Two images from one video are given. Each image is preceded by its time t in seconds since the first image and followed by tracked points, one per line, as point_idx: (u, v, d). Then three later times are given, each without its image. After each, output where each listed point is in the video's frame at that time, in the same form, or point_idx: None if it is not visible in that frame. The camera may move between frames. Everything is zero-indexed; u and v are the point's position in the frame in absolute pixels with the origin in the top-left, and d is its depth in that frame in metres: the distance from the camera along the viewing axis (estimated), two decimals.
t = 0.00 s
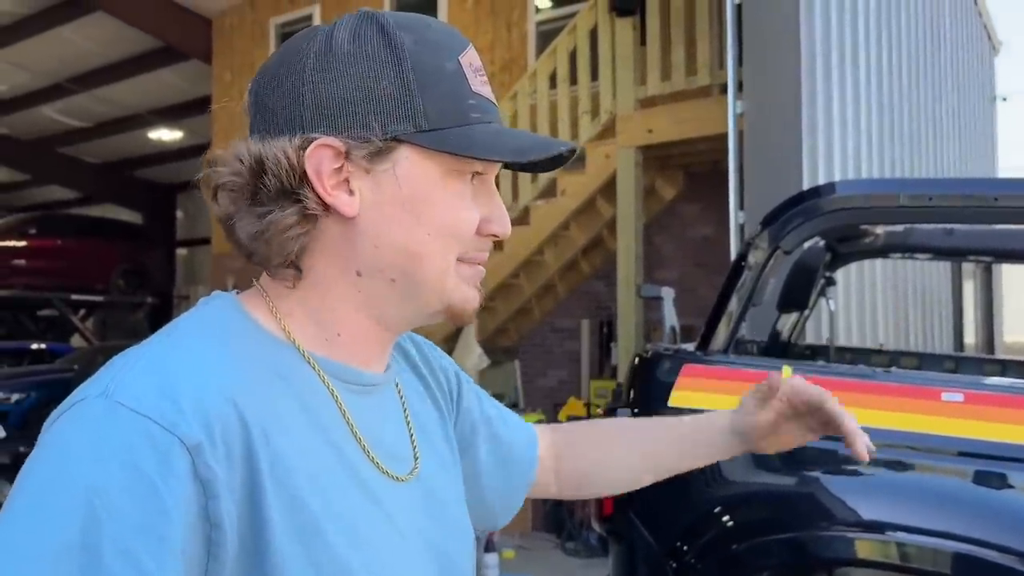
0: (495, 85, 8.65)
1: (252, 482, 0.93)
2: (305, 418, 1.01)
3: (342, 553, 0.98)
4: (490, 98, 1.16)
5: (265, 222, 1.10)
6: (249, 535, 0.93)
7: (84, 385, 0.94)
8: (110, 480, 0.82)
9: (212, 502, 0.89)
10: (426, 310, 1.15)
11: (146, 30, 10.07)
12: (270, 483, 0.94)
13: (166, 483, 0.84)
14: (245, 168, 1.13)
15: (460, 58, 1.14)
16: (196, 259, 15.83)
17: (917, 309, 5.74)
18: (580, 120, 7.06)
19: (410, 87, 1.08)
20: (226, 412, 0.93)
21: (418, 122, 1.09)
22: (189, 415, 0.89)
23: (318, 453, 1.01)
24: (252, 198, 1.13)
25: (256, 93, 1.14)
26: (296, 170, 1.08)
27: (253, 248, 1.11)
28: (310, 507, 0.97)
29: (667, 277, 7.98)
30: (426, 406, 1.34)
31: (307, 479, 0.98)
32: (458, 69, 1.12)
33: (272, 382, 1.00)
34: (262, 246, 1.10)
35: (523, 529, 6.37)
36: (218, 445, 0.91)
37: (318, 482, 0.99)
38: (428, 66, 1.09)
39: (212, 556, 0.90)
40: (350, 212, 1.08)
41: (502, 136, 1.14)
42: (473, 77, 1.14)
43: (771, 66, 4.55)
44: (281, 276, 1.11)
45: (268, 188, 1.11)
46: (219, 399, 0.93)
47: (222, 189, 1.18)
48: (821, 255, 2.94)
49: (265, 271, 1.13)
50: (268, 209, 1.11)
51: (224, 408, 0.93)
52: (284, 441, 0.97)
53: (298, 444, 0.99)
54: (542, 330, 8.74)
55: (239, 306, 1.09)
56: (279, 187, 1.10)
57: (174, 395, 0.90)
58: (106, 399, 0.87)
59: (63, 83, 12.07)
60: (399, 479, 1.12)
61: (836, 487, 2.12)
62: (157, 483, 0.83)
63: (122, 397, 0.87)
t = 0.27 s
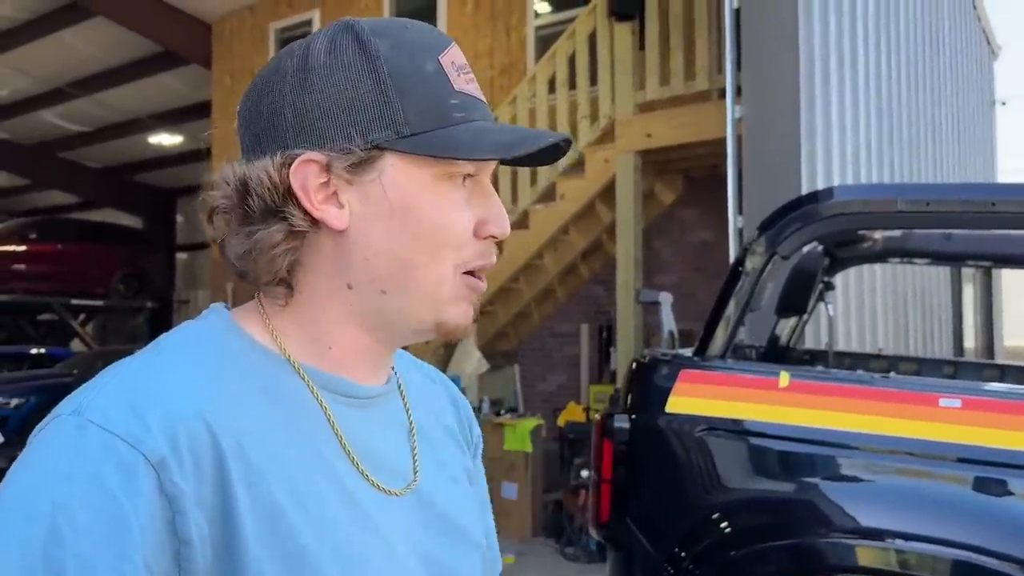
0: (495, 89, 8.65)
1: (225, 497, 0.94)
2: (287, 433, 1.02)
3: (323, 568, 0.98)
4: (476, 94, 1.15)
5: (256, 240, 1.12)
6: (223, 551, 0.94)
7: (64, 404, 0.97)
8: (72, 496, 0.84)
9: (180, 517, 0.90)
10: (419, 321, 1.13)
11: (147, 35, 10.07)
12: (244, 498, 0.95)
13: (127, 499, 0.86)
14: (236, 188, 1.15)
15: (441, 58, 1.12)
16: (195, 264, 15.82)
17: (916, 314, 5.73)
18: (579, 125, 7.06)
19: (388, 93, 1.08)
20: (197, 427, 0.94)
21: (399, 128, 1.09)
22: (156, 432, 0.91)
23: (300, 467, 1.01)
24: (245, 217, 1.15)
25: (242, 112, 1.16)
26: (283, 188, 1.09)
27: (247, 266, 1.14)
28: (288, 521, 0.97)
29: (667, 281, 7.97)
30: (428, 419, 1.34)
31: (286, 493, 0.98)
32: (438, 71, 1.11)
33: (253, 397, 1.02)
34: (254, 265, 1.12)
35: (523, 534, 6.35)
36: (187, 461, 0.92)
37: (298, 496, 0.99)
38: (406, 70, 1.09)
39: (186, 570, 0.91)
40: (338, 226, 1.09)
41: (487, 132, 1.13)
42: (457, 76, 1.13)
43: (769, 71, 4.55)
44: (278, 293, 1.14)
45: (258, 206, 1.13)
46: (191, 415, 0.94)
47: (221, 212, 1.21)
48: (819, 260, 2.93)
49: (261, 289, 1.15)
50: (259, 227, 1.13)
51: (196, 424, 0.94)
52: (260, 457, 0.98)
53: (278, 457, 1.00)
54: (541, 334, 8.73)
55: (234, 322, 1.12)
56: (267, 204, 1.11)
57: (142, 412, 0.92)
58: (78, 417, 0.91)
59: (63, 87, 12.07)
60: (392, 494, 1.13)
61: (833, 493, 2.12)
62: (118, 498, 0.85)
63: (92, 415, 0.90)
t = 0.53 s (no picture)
0: (490, 93, 8.65)
1: (229, 491, 0.93)
2: (289, 431, 1.02)
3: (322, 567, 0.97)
4: (440, 91, 1.09)
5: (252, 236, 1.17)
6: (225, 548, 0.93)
7: (65, 398, 0.96)
8: (78, 484, 0.83)
9: (184, 509, 0.89)
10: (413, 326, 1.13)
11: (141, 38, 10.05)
12: (247, 493, 0.94)
13: (134, 489, 0.85)
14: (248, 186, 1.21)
15: (408, 56, 1.08)
16: (191, 267, 15.78)
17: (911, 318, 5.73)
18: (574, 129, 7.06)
19: (342, 92, 1.06)
20: (202, 422, 0.94)
21: (348, 125, 1.06)
22: (162, 424, 0.90)
23: (301, 467, 1.01)
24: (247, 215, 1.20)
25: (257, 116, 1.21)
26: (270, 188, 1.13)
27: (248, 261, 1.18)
28: (289, 519, 0.97)
29: (662, 285, 7.97)
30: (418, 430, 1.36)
31: (287, 492, 0.98)
32: (400, 67, 1.07)
33: (255, 395, 1.02)
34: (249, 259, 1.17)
35: (518, 538, 6.34)
36: (193, 455, 0.91)
37: (300, 495, 0.99)
38: (365, 69, 1.06)
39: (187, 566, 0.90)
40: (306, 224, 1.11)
41: (443, 129, 1.07)
42: (423, 73, 1.08)
43: (763, 74, 4.55)
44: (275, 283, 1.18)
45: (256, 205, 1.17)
46: (196, 409, 0.94)
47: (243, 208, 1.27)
48: (813, 264, 2.93)
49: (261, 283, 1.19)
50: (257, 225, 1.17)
51: (201, 418, 0.94)
52: (265, 454, 0.98)
53: (280, 455, 1.00)
54: (537, 338, 8.72)
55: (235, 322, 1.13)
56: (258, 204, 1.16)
57: (148, 403, 0.92)
58: (83, 408, 0.90)
59: (58, 91, 12.05)
60: (390, 496, 1.15)
61: (828, 497, 2.11)
62: (125, 488, 0.84)
63: (98, 406, 0.90)
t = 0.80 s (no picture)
0: (483, 95, 8.65)
1: (215, 484, 0.94)
2: (275, 427, 1.03)
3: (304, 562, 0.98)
4: (364, 79, 1.09)
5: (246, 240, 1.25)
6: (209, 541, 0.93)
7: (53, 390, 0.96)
8: (66, 472, 0.83)
9: (170, 500, 0.89)
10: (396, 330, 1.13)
11: (132, 40, 10.00)
12: (232, 485, 0.95)
13: (122, 479, 0.85)
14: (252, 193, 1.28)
15: (334, 48, 1.09)
16: (183, 269, 15.73)
17: (902, 319, 5.76)
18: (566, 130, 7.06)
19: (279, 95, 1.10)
20: (189, 415, 0.94)
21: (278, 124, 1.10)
22: (150, 415, 0.90)
23: (286, 463, 1.02)
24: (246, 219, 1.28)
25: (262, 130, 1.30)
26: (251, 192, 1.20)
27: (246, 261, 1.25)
28: (273, 514, 0.98)
29: (655, 287, 7.98)
30: (417, 430, 1.36)
31: (271, 486, 0.99)
32: (324, 63, 1.08)
33: (244, 391, 1.03)
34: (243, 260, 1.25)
35: (510, 540, 6.33)
36: (179, 448, 0.92)
37: (283, 490, 1.00)
38: (295, 68, 1.09)
39: (173, 557, 0.90)
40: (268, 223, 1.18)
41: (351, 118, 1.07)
42: (348, 63, 1.09)
43: (753, 75, 4.56)
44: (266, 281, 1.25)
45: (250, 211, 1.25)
46: (185, 402, 0.95)
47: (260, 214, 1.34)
48: (803, 266, 2.93)
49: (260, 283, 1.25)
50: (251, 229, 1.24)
51: (188, 410, 0.94)
52: (250, 448, 0.99)
53: (266, 451, 1.01)
54: (529, 339, 8.72)
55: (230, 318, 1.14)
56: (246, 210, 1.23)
57: (136, 394, 0.92)
58: (73, 398, 0.90)
59: (49, 92, 12.00)
60: (381, 494, 1.16)
61: (818, 498, 2.11)
62: (114, 478, 0.84)
63: (87, 396, 0.89)
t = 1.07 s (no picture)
0: (469, 95, 8.66)
1: (178, 482, 0.95)
2: (242, 426, 1.04)
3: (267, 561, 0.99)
4: (329, 77, 1.10)
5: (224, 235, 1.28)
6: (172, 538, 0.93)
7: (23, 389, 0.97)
8: (26, 468, 0.83)
9: (132, 497, 0.90)
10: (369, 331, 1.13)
11: (117, 38, 9.94)
12: (195, 483, 0.95)
13: (83, 476, 0.85)
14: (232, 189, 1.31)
15: (305, 45, 1.11)
16: (169, 269, 15.66)
17: (885, 319, 5.80)
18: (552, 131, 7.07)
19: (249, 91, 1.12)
20: (153, 414, 0.95)
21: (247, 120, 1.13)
22: (113, 413, 0.91)
23: (254, 462, 1.03)
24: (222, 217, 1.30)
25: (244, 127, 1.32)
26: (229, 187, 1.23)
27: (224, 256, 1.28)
28: (239, 512, 0.98)
29: (641, 287, 8.01)
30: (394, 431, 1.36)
31: (237, 484, 0.99)
32: (294, 61, 1.11)
33: (212, 390, 1.03)
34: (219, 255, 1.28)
35: (496, 539, 6.33)
36: (142, 446, 0.93)
37: (248, 488, 1.01)
38: (263, 66, 1.11)
39: (134, 554, 0.90)
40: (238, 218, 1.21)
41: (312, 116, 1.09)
42: (316, 61, 1.10)
43: (737, 75, 4.59)
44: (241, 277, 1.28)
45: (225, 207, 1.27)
46: (150, 401, 0.96)
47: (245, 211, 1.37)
48: (784, 266, 2.96)
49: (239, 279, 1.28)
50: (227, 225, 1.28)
51: (153, 409, 0.95)
52: (215, 446, 0.99)
53: (232, 449, 1.01)
54: (516, 339, 8.73)
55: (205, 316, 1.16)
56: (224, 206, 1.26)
57: (100, 393, 0.93)
58: (40, 397, 0.91)
59: (33, 91, 11.92)
60: (352, 493, 1.16)
61: (799, 497, 2.13)
62: (74, 476, 0.85)
63: (51, 394, 0.90)
